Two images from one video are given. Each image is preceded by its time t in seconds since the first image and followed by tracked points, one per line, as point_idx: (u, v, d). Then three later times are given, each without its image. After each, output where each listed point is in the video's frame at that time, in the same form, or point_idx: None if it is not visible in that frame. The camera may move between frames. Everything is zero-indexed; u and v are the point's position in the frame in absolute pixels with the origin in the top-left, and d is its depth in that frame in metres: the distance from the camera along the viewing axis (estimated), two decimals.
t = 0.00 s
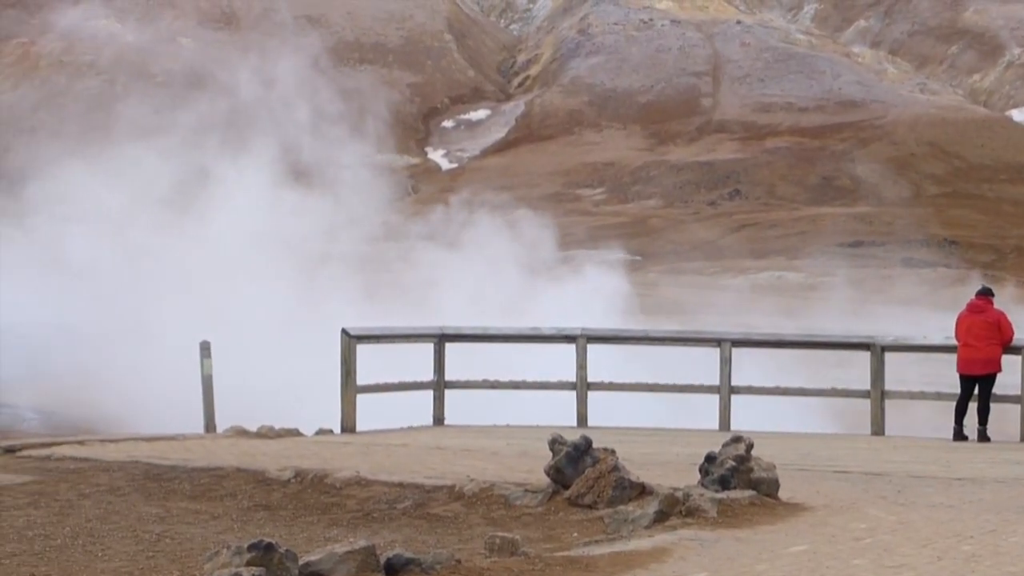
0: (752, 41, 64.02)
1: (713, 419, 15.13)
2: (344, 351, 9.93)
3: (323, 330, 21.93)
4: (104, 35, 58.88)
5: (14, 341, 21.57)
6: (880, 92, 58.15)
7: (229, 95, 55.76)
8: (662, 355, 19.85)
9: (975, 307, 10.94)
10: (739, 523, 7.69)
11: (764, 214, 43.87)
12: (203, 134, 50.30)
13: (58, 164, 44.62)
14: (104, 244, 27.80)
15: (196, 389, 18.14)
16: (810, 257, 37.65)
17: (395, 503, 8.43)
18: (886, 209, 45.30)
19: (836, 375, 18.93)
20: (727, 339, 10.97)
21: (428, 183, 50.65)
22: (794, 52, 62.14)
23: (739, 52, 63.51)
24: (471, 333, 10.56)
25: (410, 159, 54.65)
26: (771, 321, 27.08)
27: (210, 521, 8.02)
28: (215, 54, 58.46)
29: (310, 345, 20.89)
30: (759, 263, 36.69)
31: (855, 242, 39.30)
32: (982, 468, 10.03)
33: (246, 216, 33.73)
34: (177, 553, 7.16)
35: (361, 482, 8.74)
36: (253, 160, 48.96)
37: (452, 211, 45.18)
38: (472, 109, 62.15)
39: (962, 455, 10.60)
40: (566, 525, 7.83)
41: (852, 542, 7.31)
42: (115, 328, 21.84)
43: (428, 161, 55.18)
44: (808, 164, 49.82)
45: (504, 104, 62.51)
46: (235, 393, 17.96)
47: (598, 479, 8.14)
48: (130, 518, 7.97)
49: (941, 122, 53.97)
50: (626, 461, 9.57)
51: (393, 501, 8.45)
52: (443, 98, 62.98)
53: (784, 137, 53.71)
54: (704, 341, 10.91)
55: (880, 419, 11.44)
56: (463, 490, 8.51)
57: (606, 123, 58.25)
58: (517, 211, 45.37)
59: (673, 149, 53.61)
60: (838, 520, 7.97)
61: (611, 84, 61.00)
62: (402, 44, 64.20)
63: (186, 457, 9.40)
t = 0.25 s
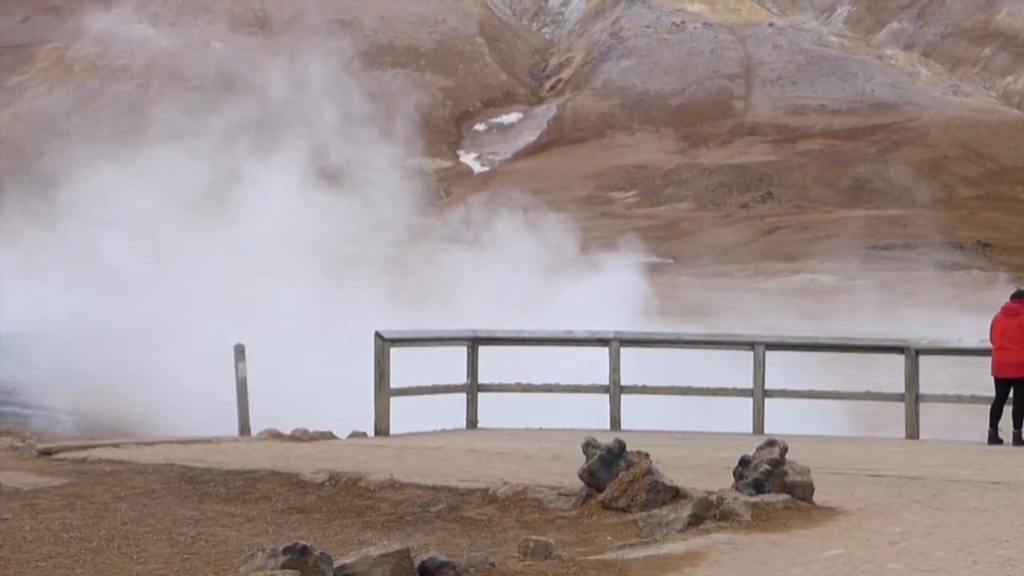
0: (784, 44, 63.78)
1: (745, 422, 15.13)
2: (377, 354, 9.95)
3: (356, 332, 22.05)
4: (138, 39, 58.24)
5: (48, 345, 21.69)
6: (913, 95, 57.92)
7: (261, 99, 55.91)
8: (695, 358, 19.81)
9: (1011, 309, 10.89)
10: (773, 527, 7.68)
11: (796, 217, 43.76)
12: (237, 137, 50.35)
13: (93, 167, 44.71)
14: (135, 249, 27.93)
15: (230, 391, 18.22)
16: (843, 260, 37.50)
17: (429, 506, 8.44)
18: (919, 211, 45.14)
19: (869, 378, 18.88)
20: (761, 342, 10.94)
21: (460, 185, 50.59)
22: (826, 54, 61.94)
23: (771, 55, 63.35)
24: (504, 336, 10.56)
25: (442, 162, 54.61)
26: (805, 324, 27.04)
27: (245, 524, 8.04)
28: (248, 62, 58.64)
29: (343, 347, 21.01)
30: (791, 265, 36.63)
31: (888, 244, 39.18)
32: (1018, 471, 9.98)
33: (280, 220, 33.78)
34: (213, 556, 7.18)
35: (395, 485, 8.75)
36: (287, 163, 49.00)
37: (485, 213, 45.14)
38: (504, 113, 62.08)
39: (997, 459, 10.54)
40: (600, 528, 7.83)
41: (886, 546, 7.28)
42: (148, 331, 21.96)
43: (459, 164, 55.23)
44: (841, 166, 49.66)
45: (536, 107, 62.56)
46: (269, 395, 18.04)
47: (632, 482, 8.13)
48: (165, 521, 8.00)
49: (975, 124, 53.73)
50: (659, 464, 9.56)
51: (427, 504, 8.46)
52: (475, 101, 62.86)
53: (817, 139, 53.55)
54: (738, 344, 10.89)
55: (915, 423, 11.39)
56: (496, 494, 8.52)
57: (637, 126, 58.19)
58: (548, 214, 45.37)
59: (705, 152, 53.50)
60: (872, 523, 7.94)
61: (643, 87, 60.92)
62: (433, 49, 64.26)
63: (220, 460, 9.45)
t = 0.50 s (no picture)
0: (818, 46, 63.43)
1: (780, 426, 15.10)
2: (411, 357, 9.95)
3: (389, 335, 22.19)
4: (171, 44, 58.02)
5: (82, 348, 21.83)
6: (947, 97, 57.65)
7: (294, 103, 56.03)
8: (728, 361, 19.76)
9: None
10: (808, 531, 7.65)
11: (830, 220, 43.61)
12: (269, 141, 50.50)
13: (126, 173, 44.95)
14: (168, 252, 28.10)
15: (265, 393, 18.32)
16: (878, 263, 37.35)
17: (463, 509, 8.44)
18: (954, 214, 44.92)
19: (903, 381, 18.80)
20: (795, 345, 10.91)
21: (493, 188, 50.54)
22: (860, 56, 61.70)
23: (804, 56, 63.06)
24: (538, 339, 10.56)
25: (474, 164, 54.56)
26: (839, 327, 26.96)
27: (279, 527, 8.06)
28: (279, 68, 58.04)
29: (376, 349, 21.14)
30: (825, 268, 36.52)
31: (923, 247, 39.01)
32: None
33: (305, 223, 33.92)
34: (248, 559, 7.20)
35: (429, 488, 8.75)
36: (318, 168, 49.13)
37: (517, 217, 45.09)
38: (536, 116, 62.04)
39: None
40: (634, 532, 7.81)
41: (922, 551, 7.24)
42: (182, 333, 22.11)
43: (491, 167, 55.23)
44: (875, 168, 49.44)
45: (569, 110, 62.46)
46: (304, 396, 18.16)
47: (666, 486, 8.11)
48: (201, 523, 8.02)
49: (1010, 126, 53.44)
50: (694, 468, 9.54)
51: (461, 507, 8.46)
52: (508, 105, 62.66)
53: (850, 142, 53.35)
54: (773, 348, 10.85)
55: (950, 427, 11.32)
56: (529, 498, 8.50)
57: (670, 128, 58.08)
58: (581, 216, 45.31)
59: (738, 155, 53.34)
60: (908, 528, 7.90)
61: (676, 90, 60.67)
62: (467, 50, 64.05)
63: (255, 463, 9.47)
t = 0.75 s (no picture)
0: (849, 47, 63.02)
1: (813, 430, 15.06)
2: (443, 359, 9.96)
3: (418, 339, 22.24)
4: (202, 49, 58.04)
5: (113, 352, 21.89)
6: (980, 99, 57.38)
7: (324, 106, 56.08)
8: (759, 366, 19.72)
9: None
10: (843, 536, 7.62)
11: (862, 222, 43.42)
12: (299, 145, 50.64)
13: (158, 176, 45.18)
14: (197, 256, 28.15)
15: (297, 397, 18.37)
16: (912, 265, 37.15)
17: (495, 512, 8.42)
18: (988, 216, 44.68)
19: (935, 384, 18.73)
20: (827, 348, 10.87)
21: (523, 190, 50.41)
22: (891, 58, 61.41)
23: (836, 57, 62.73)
24: (569, 342, 10.55)
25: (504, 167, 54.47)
26: (873, 330, 26.84)
27: (312, 531, 8.06)
28: (310, 72, 58.13)
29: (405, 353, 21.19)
30: (857, 271, 36.36)
31: (956, 249, 38.80)
32: None
33: (336, 226, 34.07)
34: (281, 562, 7.20)
35: (461, 491, 8.75)
36: (348, 172, 49.23)
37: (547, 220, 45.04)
38: (566, 120, 61.80)
39: None
40: (666, 536, 7.79)
41: (957, 555, 7.19)
42: (213, 336, 22.17)
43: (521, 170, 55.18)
44: (907, 171, 49.19)
45: (599, 113, 62.22)
46: (336, 399, 18.21)
47: (698, 490, 8.07)
48: (233, 526, 8.03)
49: None
50: (725, 472, 9.51)
51: (493, 511, 8.45)
52: (538, 108, 62.35)
53: (883, 144, 53.11)
54: (805, 351, 10.81)
55: (984, 430, 11.25)
56: (562, 501, 8.48)
57: (701, 131, 57.92)
58: (612, 219, 45.18)
59: (770, 158, 53.14)
60: (942, 533, 7.85)
61: (706, 93, 60.12)
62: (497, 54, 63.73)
63: (289, 466, 9.48)
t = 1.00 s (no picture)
0: (885, 50, 62.66)
1: (851, 434, 14.99)
2: (478, 364, 9.94)
3: (453, 343, 22.30)
4: (238, 54, 58.17)
5: (150, 356, 21.95)
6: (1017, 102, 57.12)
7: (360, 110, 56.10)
8: (794, 369, 19.64)
9: None
10: (882, 541, 7.55)
11: (899, 226, 43.18)
12: (334, 150, 50.76)
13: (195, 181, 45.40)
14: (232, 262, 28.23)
15: (334, 400, 18.39)
16: (949, 269, 36.89)
17: (532, 517, 8.41)
18: None
19: (971, 388, 18.61)
20: (865, 353, 10.80)
21: (557, 194, 50.28)
22: (927, 61, 61.07)
23: (873, 60, 62.33)
24: (604, 346, 10.51)
25: (539, 171, 54.36)
26: (912, 334, 26.71)
27: (349, 535, 8.06)
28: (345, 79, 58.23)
29: (441, 356, 21.23)
30: (894, 275, 36.18)
31: (995, 252, 38.54)
32: None
33: (370, 231, 34.14)
34: (316, 566, 7.20)
35: (498, 496, 8.73)
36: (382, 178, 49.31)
37: (581, 225, 44.95)
38: (602, 122, 60.83)
39: None
40: (703, 541, 7.75)
41: (996, 561, 7.12)
42: (250, 341, 22.27)
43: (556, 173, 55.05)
44: (945, 174, 48.90)
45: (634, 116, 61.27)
46: (374, 403, 18.21)
47: (736, 494, 8.01)
48: (270, 531, 8.05)
49: None
50: (763, 477, 9.45)
51: (530, 514, 8.43)
52: (573, 112, 61.42)
53: (920, 146, 52.82)
54: (843, 355, 10.74)
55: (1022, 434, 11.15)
56: (598, 506, 8.45)
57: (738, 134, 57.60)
58: (648, 223, 45.04)
59: (807, 160, 52.87)
60: (982, 538, 7.78)
61: (742, 97, 59.37)
62: (531, 59, 62.74)
63: (325, 470, 9.49)
